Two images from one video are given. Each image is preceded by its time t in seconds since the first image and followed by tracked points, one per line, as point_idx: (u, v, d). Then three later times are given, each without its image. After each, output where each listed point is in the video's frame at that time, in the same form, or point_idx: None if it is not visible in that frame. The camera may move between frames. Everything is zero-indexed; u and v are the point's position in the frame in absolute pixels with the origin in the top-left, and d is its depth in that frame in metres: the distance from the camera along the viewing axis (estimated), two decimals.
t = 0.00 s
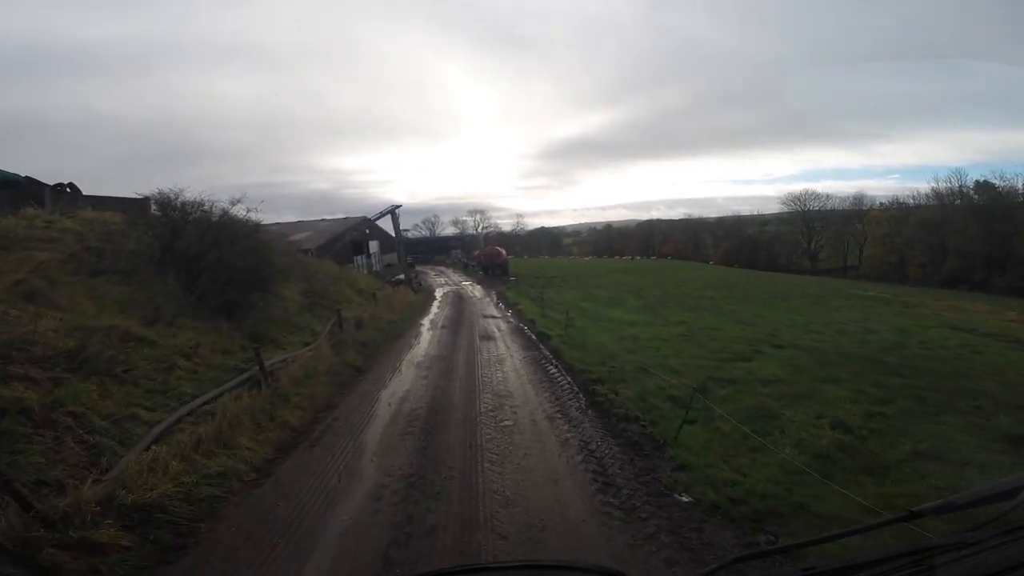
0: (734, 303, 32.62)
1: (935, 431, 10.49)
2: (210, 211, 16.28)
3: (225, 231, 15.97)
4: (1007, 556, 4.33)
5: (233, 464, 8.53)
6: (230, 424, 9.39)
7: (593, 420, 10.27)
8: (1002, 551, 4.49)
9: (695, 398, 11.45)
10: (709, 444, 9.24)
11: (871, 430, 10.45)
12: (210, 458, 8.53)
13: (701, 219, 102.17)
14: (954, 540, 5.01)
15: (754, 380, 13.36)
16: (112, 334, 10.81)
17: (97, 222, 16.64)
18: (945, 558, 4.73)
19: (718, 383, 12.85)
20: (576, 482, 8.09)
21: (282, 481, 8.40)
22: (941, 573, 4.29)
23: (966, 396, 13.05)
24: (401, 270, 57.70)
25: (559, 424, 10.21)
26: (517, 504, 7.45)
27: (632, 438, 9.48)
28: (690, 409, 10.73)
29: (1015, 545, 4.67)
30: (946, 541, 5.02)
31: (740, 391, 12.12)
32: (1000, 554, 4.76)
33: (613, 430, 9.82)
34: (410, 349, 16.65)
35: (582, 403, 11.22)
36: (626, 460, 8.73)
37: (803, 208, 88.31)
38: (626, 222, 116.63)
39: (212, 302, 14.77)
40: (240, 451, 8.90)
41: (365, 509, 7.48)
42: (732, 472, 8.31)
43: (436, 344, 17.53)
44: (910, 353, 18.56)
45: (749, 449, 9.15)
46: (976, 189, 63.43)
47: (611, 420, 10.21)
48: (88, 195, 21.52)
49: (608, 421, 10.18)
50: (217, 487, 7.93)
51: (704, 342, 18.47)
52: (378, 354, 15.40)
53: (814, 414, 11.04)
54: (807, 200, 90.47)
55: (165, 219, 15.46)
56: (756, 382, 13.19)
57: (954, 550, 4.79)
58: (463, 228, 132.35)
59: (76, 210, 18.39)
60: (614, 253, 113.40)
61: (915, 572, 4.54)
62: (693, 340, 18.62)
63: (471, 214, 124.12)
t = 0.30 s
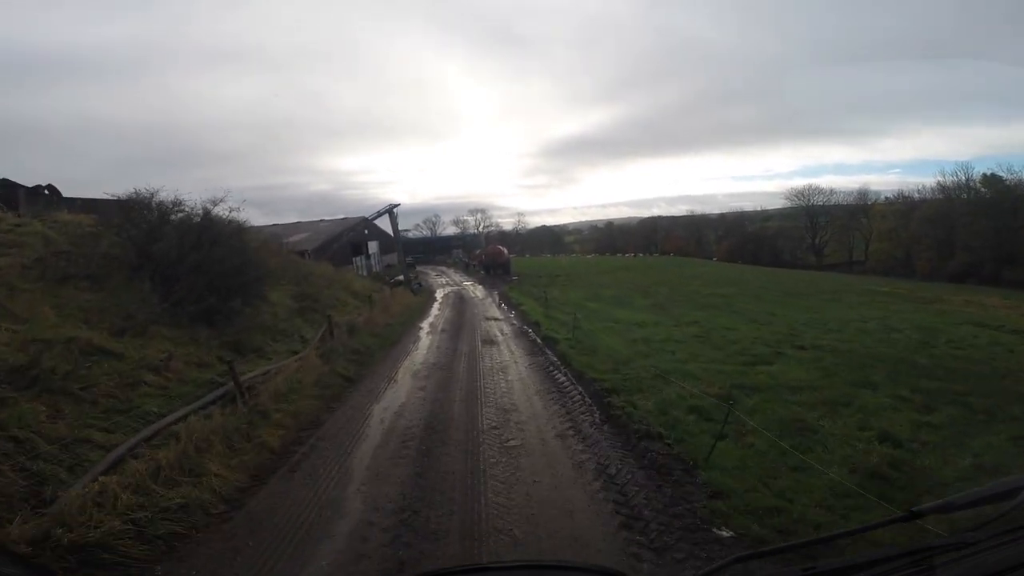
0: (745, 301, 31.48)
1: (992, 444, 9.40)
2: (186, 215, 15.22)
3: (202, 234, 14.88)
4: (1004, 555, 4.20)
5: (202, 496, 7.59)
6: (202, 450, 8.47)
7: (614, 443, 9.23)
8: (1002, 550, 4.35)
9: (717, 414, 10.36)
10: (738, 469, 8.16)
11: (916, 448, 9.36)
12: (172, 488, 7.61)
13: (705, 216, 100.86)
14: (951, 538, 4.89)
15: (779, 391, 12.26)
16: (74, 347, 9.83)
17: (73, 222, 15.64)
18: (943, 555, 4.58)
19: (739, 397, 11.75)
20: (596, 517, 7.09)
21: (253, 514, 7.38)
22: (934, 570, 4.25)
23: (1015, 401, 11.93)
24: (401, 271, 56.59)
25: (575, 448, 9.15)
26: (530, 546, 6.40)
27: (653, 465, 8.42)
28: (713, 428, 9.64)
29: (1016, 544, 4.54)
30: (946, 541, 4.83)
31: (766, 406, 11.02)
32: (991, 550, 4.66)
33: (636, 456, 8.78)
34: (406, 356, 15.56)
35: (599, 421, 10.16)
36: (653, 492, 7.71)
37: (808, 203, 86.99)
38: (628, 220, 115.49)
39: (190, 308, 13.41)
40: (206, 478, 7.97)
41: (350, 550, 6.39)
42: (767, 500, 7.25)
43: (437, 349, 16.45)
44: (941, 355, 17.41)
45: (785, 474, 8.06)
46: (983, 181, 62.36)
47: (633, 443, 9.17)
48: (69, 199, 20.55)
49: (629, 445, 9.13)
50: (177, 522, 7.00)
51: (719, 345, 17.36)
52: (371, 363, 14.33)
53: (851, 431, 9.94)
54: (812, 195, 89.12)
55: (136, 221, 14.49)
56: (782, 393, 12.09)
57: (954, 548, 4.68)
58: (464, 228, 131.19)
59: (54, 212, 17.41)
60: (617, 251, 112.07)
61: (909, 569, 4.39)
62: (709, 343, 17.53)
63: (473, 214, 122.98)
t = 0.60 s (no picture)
0: (755, 298, 30.30)
1: None
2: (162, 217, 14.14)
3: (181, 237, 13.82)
4: (1005, 557, 4.23)
5: (161, 532, 6.54)
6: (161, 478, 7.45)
7: (640, 470, 8.23)
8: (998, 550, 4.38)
9: (746, 436, 9.24)
10: (783, 497, 7.18)
11: (976, 467, 8.34)
12: (122, 523, 6.58)
13: (706, 211, 99.68)
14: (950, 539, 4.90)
15: (808, 404, 11.16)
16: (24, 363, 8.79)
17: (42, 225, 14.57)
18: (941, 556, 4.62)
19: (767, 412, 10.66)
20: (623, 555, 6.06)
21: (218, 555, 6.28)
22: (934, 570, 4.25)
23: None
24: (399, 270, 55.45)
25: (593, 475, 8.14)
26: None
27: (681, 497, 7.40)
28: (742, 451, 8.53)
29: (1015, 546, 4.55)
30: (944, 540, 4.86)
31: (798, 424, 9.90)
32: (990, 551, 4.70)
33: (666, 484, 7.82)
34: (403, 363, 14.48)
35: (619, 443, 9.15)
36: (688, 523, 6.73)
37: (812, 198, 85.85)
38: (629, 216, 114.09)
39: (165, 315, 12.25)
40: (165, 511, 6.92)
41: None
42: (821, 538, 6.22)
43: (436, 355, 15.40)
44: (971, 356, 16.44)
45: (837, 502, 7.10)
46: (989, 174, 61.24)
47: (659, 467, 8.29)
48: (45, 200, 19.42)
49: (657, 471, 8.18)
50: (124, 566, 5.92)
51: (737, 348, 16.24)
52: (364, 372, 13.27)
53: (899, 455, 8.82)
54: (815, 189, 87.99)
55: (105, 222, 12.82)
56: (813, 407, 10.99)
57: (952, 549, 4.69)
58: (463, 226, 129.99)
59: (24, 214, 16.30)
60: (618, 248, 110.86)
61: (910, 570, 4.38)
62: (725, 345, 16.49)
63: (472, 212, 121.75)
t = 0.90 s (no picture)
0: (769, 308, 29.17)
1: None
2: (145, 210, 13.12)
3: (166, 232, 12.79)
4: (1009, 554, 4.05)
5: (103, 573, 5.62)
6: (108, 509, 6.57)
7: (668, 509, 7.20)
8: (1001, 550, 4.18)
9: (778, 470, 8.23)
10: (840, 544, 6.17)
11: None
12: (56, 562, 5.74)
13: (714, 217, 98.42)
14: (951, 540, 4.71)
15: (843, 431, 10.09)
16: None
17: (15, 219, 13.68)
18: (943, 558, 4.40)
19: (798, 438, 9.63)
20: None
21: None
22: (934, 569, 4.11)
23: None
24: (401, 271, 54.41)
25: (613, 516, 7.06)
26: None
27: (717, 542, 6.32)
28: (772, 489, 7.54)
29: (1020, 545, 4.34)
30: (945, 542, 4.68)
31: (834, 458, 8.86)
32: (992, 551, 4.53)
33: (700, 527, 6.76)
34: (399, 372, 13.46)
35: (642, 477, 8.08)
36: None
37: (820, 205, 84.61)
38: (635, 220, 112.94)
39: (137, 318, 11.31)
40: (108, 546, 6.05)
41: None
42: None
43: (436, 364, 14.36)
44: (1009, 376, 15.34)
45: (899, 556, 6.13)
46: (1004, 184, 59.91)
47: (691, 506, 7.24)
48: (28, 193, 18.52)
49: (689, 511, 7.13)
50: None
51: (756, 363, 15.19)
52: (357, 383, 12.30)
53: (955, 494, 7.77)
54: (825, 197, 86.60)
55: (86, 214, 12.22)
56: (848, 435, 9.93)
57: (953, 552, 4.44)
58: (468, 226, 129.11)
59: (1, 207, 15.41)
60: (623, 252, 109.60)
61: (909, 570, 4.26)
62: (743, 360, 15.47)
63: (478, 211, 120.29)
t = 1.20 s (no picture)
0: (781, 309, 28.11)
1: None
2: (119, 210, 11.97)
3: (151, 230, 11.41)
4: (1006, 553, 4.14)
5: None
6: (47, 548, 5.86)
7: (711, 548, 6.14)
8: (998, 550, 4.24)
9: (829, 497, 7.22)
10: None
11: None
12: None
13: (717, 217, 97.26)
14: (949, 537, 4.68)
15: (882, 454, 9.09)
16: None
17: None
18: (942, 557, 4.42)
19: (840, 458, 8.62)
20: None
21: None
22: (933, 569, 4.17)
23: None
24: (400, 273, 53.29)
25: (644, 559, 6.01)
26: None
27: None
28: (829, 522, 6.52)
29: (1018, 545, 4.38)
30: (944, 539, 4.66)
31: (882, 482, 7.84)
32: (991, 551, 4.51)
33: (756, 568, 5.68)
34: (393, 385, 12.46)
35: (671, 511, 7.04)
36: None
37: (825, 204, 83.48)
38: (638, 219, 111.73)
39: (99, 330, 10.56)
40: None
41: None
42: None
43: (435, 374, 13.30)
44: None
45: None
46: (1013, 181, 58.82)
47: (738, 544, 6.17)
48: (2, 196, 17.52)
49: (736, 550, 6.06)
50: None
51: (776, 372, 14.18)
52: (350, 400, 11.30)
53: None
54: (830, 195, 85.44)
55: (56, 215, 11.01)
56: (894, 454, 8.92)
57: (951, 550, 4.45)
58: (468, 228, 127.96)
59: None
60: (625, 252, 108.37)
61: (909, 570, 4.29)
62: (765, 367, 14.44)
63: (479, 212, 119.17)
